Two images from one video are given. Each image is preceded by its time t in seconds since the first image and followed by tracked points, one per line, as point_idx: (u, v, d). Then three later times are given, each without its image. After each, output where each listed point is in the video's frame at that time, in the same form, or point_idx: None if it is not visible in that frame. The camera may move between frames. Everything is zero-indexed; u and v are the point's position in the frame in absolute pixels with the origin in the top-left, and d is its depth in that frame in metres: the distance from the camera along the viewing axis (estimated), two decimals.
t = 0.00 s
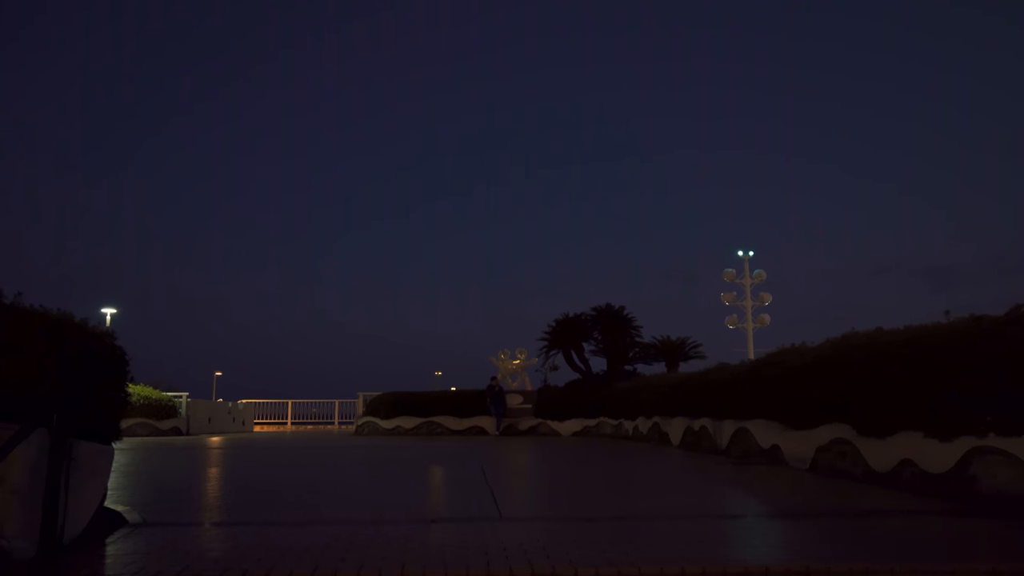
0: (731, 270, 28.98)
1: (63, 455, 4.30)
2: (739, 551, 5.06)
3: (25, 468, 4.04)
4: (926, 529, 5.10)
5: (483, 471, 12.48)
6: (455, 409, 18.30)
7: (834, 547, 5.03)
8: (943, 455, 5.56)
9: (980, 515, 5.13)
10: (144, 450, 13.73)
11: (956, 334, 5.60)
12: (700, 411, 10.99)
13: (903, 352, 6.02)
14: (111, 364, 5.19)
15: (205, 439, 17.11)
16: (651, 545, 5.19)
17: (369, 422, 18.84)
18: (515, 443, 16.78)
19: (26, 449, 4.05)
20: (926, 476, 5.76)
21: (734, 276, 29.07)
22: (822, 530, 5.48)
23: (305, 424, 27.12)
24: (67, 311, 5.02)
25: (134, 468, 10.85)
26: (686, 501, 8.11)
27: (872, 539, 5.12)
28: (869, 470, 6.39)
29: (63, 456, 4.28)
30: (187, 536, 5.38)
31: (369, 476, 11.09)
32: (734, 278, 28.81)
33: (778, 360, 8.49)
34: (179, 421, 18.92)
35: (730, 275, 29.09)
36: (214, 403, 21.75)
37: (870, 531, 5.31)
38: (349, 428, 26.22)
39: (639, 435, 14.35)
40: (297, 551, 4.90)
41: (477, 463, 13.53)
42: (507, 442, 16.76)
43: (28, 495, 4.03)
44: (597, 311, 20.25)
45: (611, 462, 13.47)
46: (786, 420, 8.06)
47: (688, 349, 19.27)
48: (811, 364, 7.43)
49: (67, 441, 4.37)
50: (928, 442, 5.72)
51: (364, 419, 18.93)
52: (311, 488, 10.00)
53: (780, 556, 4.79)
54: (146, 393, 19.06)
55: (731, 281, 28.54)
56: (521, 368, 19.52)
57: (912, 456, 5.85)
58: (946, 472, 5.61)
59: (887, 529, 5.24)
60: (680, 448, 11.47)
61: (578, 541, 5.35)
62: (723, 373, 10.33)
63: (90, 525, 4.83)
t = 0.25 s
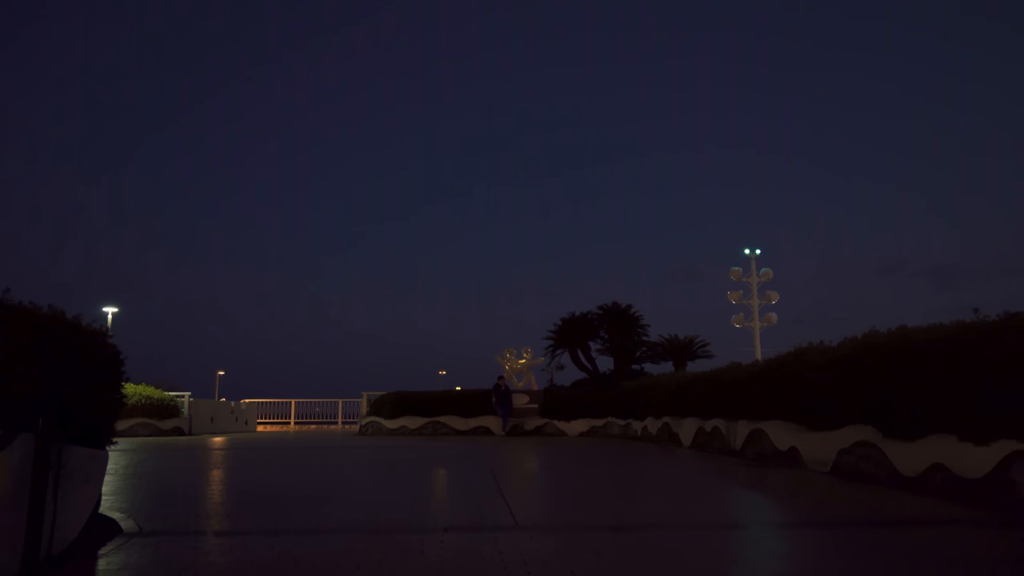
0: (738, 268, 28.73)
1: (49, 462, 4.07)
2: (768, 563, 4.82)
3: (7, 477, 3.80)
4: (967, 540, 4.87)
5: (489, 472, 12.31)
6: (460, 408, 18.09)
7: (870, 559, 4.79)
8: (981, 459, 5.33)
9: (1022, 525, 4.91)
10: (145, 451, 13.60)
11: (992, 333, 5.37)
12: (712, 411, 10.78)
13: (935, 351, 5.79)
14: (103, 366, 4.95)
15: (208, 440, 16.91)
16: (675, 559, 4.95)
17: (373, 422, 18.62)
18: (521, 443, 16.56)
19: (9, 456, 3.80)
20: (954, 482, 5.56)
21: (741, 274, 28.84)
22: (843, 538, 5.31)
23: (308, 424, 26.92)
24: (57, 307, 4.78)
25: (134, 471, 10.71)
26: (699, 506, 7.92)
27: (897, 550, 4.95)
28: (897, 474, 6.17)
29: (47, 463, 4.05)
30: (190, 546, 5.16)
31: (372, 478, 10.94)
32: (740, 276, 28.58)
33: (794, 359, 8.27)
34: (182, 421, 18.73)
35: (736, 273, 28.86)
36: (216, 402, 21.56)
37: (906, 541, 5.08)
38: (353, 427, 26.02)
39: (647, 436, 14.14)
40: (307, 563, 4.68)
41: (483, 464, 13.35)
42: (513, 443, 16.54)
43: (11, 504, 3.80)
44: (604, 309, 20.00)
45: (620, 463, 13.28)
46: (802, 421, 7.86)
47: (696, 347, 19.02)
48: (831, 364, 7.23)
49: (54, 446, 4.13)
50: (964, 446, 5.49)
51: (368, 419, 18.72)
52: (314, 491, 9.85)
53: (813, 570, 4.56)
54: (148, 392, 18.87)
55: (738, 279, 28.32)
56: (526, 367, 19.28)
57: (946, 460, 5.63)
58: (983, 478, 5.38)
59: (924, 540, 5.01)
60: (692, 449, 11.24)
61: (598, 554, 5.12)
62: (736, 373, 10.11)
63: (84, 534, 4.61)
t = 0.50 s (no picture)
0: (744, 267, 28.48)
1: (34, 463, 3.84)
2: (794, 569, 4.60)
3: None
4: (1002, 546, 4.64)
5: (495, 473, 12.11)
6: (465, 408, 17.88)
7: (900, 565, 4.58)
8: (1014, 459, 5.10)
9: None
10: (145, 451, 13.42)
11: None
12: (724, 410, 10.55)
13: (964, 347, 5.56)
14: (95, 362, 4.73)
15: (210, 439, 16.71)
16: (696, 564, 4.73)
17: (377, 422, 18.41)
18: (527, 443, 16.33)
19: None
20: (983, 483, 5.35)
21: (747, 273, 28.61)
22: (866, 541, 5.11)
23: (311, 424, 26.73)
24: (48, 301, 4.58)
25: (134, 471, 10.55)
26: (712, 508, 7.69)
27: (924, 555, 4.75)
28: (923, 474, 5.94)
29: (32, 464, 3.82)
30: (189, 550, 4.95)
31: (376, 478, 10.76)
32: (747, 275, 28.35)
33: (812, 356, 8.04)
34: (184, 421, 18.53)
35: (743, 271, 28.63)
36: (219, 402, 21.37)
37: (937, 546, 4.85)
38: (356, 427, 25.81)
39: (656, 436, 13.90)
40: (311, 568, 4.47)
41: (489, 464, 13.14)
42: (519, 443, 16.32)
43: None
44: (610, 308, 19.77)
45: (628, 463, 13.05)
46: (820, 420, 7.63)
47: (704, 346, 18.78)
48: (851, 362, 7.01)
49: (37, 445, 3.90)
50: (996, 445, 5.26)
51: (371, 419, 18.50)
52: (317, 492, 9.68)
53: None
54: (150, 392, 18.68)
55: (745, 277, 28.08)
56: (532, 366, 19.06)
57: (977, 460, 5.40)
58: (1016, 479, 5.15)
59: (956, 545, 4.79)
60: (703, 449, 11.01)
61: (616, 560, 4.90)
62: (749, 371, 9.88)
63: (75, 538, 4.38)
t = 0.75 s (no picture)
0: (749, 268, 28.25)
1: (5, 470, 3.61)
2: None
3: None
4: None
5: (500, 477, 11.92)
6: (469, 411, 17.64)
7: None
8: None
9: None
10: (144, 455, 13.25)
11: None
12: (734, 413, 10.34)
13: (996, 346, 5.33)
14: (76, 360, 4.50)
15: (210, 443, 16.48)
16: None
17: (379, 425, 18.17)
18: (532, 446, 16.10)
19: None
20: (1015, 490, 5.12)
21: (752, 274, 28.41)
22: (888, 551, 4.93)
23: (313, 427, 26.50)
24: (21, 296, 4.36)
25: (133, 475, 10.39)
26: (725, 515, 7.49)
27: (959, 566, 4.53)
28: (949, 480, 5.72)
29: (3, 472, 3.58)
30: (188, 565, 4.74)
31: (379, 482, 10.59)
32: (751, 276, 28.14)
33: (826, 357, 7.82)
34: (184, 424, 18.33)
35: (747, 273, 28.42)
36: (220, 405, 21.14)
37: (969, 556, 4.63)
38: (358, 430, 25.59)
39: (663, 440, 13.68)
40: None
41: (494, 468, 12.94)
42: (523, 446, 16.09)
43: None
44: (614, 309, 19.53)
45: (635, 467, 12.84)
46: (836, 423, 7.42)
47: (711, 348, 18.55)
48: (869, 363, 6.80)
49: (10, 449, 3.67)
50: None
51: (374, 422, 18.28)
52: (319, 497, 9.50)
53: None
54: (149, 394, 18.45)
55: (749, 279, 27.87)
56: (536, 368, 18.84)
57: (1008, 466, 5.18)
58: None
59: (990, 556, 4.57)
60: (712, 453, 10.78)
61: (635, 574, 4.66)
62: (760, 373, 9.65)
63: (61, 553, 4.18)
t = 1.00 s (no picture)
0: (753, 268, 28.03)
1: None
2: None
3: None
4: None
5: (504, 480, 11.73)
6: (472, 412, 17.43)
7: None
8: None
9: None
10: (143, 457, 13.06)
11: None
12: (743, 414, 10.14)
13: None
14: (63, 356, 4.31)
15: (210, 445, 16.28)
16: None
17: (381, 426, 17.97)
18: (535, 448, 15.90)
19: None
20: None
21: (756, 274, 28.20)
22: (914, 563, 4.74)
23: (314, 428, 26.30)
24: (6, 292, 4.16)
25: (131, 478, 10.22)
26: (737, 521, 7.29)
27: None
28: (975, 486, 5.53)
29: None
30: None
31: (382, 485, 10.41)
32: (756, 276, 27.93)
33: (841, 357, 7.61)
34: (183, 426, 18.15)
35: (751, 273, 28.22)
36: (220, 406, 20.94)
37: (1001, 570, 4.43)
38: (360, 432, 25.39)
39: (670, 442, 13.48)
40: None
41: (498, 471, 12.74)
42: (527, 448, 15.89)
43: None
44: (618, 309, 19.32)
45: (642, 469, 12.64)
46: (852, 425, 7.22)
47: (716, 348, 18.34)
48: (887, 364, 6.60)
49: None
50: None
51: (375, 424, 18.08)
52: (321, 500, 9.33)
53: None
54: (149, 396, 18.26)
55: (753, 279, 27.67)
56: (539, 369, 18.64)
57: None
58: None
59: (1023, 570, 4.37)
60: (721, 455, 10.59)
61: None
62: (770, 373, 9.44)
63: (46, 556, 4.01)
